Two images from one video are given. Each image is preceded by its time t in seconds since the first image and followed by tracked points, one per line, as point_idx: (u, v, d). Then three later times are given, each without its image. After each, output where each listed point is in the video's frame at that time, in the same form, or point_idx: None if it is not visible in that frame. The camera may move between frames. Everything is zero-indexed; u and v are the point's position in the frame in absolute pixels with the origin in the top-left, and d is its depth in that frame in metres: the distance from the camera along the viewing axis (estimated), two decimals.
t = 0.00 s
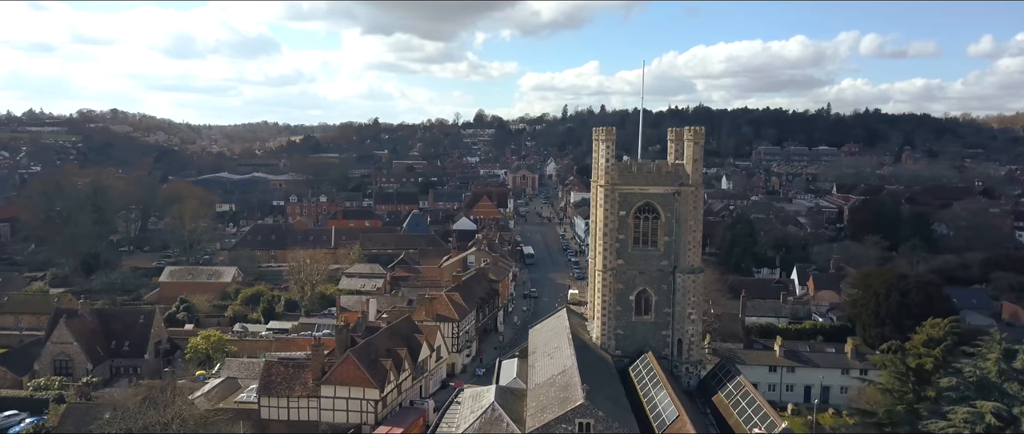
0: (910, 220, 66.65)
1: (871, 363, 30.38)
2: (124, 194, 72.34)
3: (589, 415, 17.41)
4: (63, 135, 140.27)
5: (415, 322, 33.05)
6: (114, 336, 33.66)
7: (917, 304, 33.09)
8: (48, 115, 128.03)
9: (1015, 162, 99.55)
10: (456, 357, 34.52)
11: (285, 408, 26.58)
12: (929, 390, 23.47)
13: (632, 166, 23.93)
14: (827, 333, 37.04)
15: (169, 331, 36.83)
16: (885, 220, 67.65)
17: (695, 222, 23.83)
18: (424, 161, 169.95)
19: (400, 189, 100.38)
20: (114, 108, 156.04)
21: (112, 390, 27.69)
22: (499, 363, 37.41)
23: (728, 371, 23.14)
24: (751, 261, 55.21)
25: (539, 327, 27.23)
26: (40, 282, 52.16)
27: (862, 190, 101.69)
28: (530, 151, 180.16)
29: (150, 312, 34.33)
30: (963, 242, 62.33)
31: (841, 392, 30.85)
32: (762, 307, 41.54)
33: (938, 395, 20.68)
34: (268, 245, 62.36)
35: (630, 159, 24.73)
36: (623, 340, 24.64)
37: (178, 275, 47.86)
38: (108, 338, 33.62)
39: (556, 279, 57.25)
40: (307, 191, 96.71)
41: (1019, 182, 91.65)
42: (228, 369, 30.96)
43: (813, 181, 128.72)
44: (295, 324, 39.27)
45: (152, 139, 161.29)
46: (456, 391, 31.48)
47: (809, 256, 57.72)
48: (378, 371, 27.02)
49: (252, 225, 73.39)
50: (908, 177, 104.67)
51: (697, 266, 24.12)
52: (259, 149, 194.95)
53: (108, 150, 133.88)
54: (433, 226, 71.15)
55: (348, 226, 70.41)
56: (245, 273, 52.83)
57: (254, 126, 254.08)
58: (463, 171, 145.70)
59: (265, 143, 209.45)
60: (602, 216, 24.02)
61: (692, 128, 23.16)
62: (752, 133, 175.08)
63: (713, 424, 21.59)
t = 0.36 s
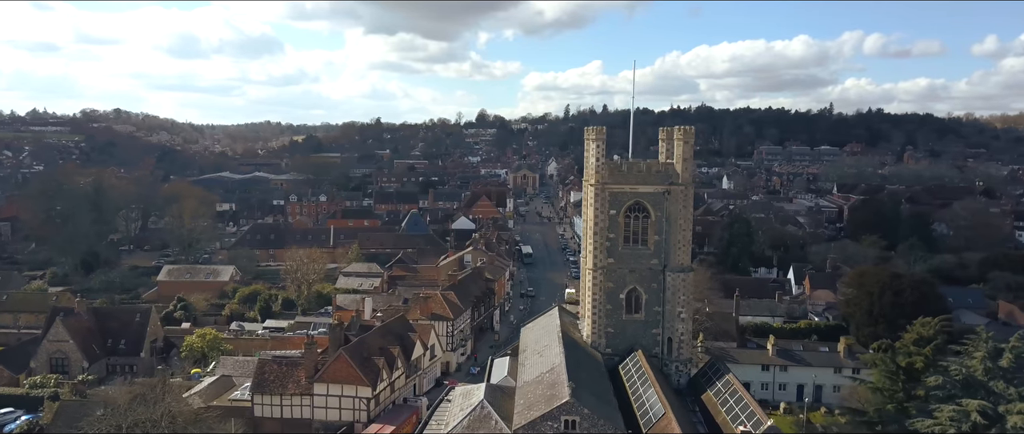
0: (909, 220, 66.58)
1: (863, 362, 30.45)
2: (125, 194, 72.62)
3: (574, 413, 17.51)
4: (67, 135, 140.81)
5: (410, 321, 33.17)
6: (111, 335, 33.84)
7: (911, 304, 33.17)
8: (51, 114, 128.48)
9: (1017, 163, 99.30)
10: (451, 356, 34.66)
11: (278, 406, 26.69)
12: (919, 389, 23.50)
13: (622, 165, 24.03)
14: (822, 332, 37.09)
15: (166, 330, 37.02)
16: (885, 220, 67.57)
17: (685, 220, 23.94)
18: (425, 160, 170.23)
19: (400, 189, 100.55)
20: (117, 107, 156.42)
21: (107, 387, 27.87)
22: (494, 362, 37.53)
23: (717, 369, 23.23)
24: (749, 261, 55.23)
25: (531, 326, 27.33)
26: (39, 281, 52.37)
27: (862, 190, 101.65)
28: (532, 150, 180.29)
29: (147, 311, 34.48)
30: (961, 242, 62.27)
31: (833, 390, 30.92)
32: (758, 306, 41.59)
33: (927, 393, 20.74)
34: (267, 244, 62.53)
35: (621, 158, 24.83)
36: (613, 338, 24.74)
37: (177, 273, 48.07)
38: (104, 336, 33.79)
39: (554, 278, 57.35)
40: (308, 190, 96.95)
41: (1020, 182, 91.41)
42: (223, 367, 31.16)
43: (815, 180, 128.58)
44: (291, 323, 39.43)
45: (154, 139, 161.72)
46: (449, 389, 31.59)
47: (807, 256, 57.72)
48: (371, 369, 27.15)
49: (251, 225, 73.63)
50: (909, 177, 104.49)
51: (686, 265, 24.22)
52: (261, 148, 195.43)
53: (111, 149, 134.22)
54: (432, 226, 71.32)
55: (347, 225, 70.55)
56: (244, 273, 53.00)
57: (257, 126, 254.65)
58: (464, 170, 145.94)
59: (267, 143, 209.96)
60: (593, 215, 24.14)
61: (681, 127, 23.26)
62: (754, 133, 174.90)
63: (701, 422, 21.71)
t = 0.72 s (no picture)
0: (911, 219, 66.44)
1: (857, 361, 30.48)
2: (127, 193, 72.95)
3: (562, 410, 17.60)
4: (72, 135, 141.48)
5: (406, 320, 33.28)
6: (109, 333, 34.10)
7: (906, 303, 33.18)
8: (56, 114, 129.16)
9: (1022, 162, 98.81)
10: (447, 354, 34.78)
11: (273, 404, 26.84)
12: (911, 387, 23.49)
13: (614, 165, 24.15)
14: (818, 331, 37.10)
15: (165, 328, 37.26)
16: (886, 220, 67.44)
17: (676, 219, 24.06)
18: (428, 160, 170.47)
19: (403, 188, 100.76)
20: (122, 107, 157.08)
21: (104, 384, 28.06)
22: (490, 360, 37.63)
23: (708, 367, 23.30)
24: (748, 260, 55.22)
25: (524, 324, 27.43)
26: (41, 279, 52.74)
27: (865, 189, 101.43)
28: (535, 150, 180.36)
29: (145, 309, 34.70)
30: (962, 241, 62.12)
31: (828, 389, 30.93)
32: (755, 306, 41.59)
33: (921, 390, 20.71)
34: (268, 243, 62.76)
35: (613, 158, 24.98)
36: (606, 337, 24.83)
37: (177, 272, 48.30)
38: (103, 334, 34.04)
39: (554, 277, 57.44)
40: (310, 190, 97.22)
41: None
42: (220, 365, 31.33)
43: (817, 180, 128.41)
44: (289, 321, 39.61)
45: (159, 138, 162.38)
46: (445, 387, 31.68)
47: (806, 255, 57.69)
48: (365, 367, 27.24)
49: (253, 224, 73.89)
50: (913, 176, 104.18)
51: (678, 263, 24.31)
52: (266, 148, 196.00)
53: (115, 148, 134.84)
54: (432, 225, 71.46)
55: (348, 224, 70.77)
56: (244, 271, 53.19)
57: (262, 125, 255.47)
58: (466, 170, 146.14)
59: (272, 143, 210.54)
60: (585, 213, 24.27)
61: (673, 126, 23.38)
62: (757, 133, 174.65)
63: (692, 420, 21.79)
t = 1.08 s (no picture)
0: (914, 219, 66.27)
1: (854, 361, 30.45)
2: (132, 192, 73.36)
3: (553, 407, 17.69)
4: (79, 134, 142.33)
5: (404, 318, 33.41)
6: (111, 331, 34.34)
7: (905, 302, 33.16)
8: (64, 113, 129.92)
9: None
10: (446, 352, 34.93)
11: (271, 401, 27.02)
12: (906, 387, 23.46)
13: (610, 163, 24.20)
14: (817, 330, 37.06)
15: (166, 326, 37.50)
16: (889, 220, 67.31)
17: (671, 218, 24.13)
18: (433, 159, 170.75)
19: (407, 187, 101.04)
20: (129, 107, 157.84)
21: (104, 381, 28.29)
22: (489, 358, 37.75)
23: (703, 366, 23.36)
24: (749, 260, 55.21)
25: (521, 323, 27.51)
26: (46, 277, 53.13)
27: (869, 189, 101.20)
28: (540, 149, 180.45)
29: (146, 307, 34.90)
30: (966, 241, 61.98)
31: (825, 389, 30.88)
32: (755, 305, 41.58)
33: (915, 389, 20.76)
34: (271, 242, 63.07)
35: (609, 157, 25.04)
36: (601, 335, 24.90)
37: (179, 271, 48.57)
38: (104, 332, 34.29)
39: (555, 276, 57.55)
40: (314, 189, 97.53)
41: None
42: (219, 363, 31.51)
43: (822, 180, 128.12)
44: (289, 320, 39.80)
45: (165, 137, 163.15)
46: (443, 385, 31.80)
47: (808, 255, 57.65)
48: (362, 366, 27.37)
49: (256, 223, 74.20)
50: (918, 176, 103.82)
51: (673, 262, 24.37)
52: (272, 147, 196.75)
53: (122, 148, 135.53)
54: (435, 224, 71.63)
55: (350, 224, 71.01)
56: (246, 270, 53.44)
57: (268, 125, 256.37)
58: (471, 169, 146.38)
59: (278, 142, 211.25)
60: (580, 213, 24.35)
61: (668, 125, 23.42)
62: (762, 133, 174.28)
63: (686, 419, 21.87)
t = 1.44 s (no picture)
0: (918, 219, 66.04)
1: (851, 360, 30.41)
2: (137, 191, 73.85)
3: (543, 405, 17.80)
4: (88, 133, 143.33)
5: (403, 317, 33.55)
6: (112, 329, 34.64)
7: (903, 301, 33.11)
8: (72, 113, 130.85)
9: None
10: (445, 351, 35.09)
11: (268, 399, 27.22)
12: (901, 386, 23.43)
13: (605, 163, 24.28)
14: (816, 330, 37.01)
15: (168, 324, 37.81)
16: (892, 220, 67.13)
17: (665, 217, 24.21)
18: (439, 159, 171.12)
19: (411, 187, 101.33)
20: (137, 107, 158.81)
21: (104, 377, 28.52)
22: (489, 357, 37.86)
23: (697, 365, 23.41)
24: (750, 259, 55.19)
25: (517, 321, 27.64)
26: (51, 276, 53.57)
27: (874, 189, 100.89)
28: (545, 149, 180.58)
29: (147, 305, 35.20)
30: (971, 240, 61.67)
31: (822, 388, 30.86)
32: (754, 305, 41.56)
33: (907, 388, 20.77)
34: (275, 241, 63.44)
35: (604, 156, 25.12)
36: (596, 334, 24.99)
37: (182, 269, 48.89)
38: (106, 330, 34.59)
39: (557, 276, 57.63)
40: (318, 188, 97.98)
41: None
42: (219, 360, 31.77)
43: (828, 180, 127.69)
44: (290, 318, 40.02)
45: (173, 137, 164.04)
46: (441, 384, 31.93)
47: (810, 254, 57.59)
48: (359, 363, 27.51)
49: (260, 223, 74.60)
50: (925, 176, 103.36)
51: (668, 262, 24.43)
52: (279, 147, 197.69)
53: (130, 148, 136.39)
54: (438, 224, 71.85)
55: (353, 223, 71.26)
56: (249, 269, 53.75)
57: (275, 125, 257.56)
58: (476, 169, 146.61)
59: (284, 142, 212.12)
60: (575, 212, 24.48)
61: (661, 125, 23.47)
62: (768, 133, 173.83)
63: (679, 418, 21.92)
